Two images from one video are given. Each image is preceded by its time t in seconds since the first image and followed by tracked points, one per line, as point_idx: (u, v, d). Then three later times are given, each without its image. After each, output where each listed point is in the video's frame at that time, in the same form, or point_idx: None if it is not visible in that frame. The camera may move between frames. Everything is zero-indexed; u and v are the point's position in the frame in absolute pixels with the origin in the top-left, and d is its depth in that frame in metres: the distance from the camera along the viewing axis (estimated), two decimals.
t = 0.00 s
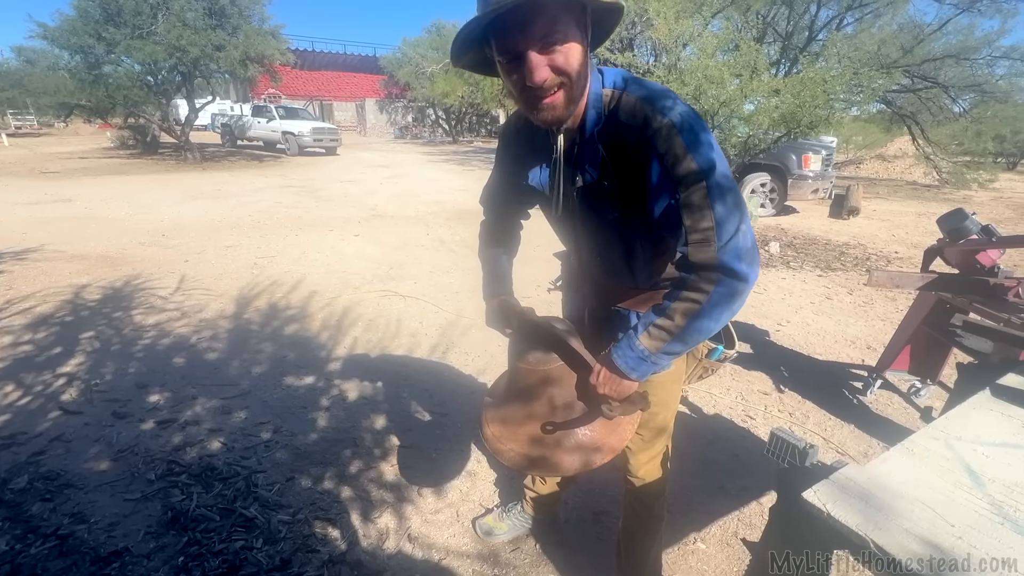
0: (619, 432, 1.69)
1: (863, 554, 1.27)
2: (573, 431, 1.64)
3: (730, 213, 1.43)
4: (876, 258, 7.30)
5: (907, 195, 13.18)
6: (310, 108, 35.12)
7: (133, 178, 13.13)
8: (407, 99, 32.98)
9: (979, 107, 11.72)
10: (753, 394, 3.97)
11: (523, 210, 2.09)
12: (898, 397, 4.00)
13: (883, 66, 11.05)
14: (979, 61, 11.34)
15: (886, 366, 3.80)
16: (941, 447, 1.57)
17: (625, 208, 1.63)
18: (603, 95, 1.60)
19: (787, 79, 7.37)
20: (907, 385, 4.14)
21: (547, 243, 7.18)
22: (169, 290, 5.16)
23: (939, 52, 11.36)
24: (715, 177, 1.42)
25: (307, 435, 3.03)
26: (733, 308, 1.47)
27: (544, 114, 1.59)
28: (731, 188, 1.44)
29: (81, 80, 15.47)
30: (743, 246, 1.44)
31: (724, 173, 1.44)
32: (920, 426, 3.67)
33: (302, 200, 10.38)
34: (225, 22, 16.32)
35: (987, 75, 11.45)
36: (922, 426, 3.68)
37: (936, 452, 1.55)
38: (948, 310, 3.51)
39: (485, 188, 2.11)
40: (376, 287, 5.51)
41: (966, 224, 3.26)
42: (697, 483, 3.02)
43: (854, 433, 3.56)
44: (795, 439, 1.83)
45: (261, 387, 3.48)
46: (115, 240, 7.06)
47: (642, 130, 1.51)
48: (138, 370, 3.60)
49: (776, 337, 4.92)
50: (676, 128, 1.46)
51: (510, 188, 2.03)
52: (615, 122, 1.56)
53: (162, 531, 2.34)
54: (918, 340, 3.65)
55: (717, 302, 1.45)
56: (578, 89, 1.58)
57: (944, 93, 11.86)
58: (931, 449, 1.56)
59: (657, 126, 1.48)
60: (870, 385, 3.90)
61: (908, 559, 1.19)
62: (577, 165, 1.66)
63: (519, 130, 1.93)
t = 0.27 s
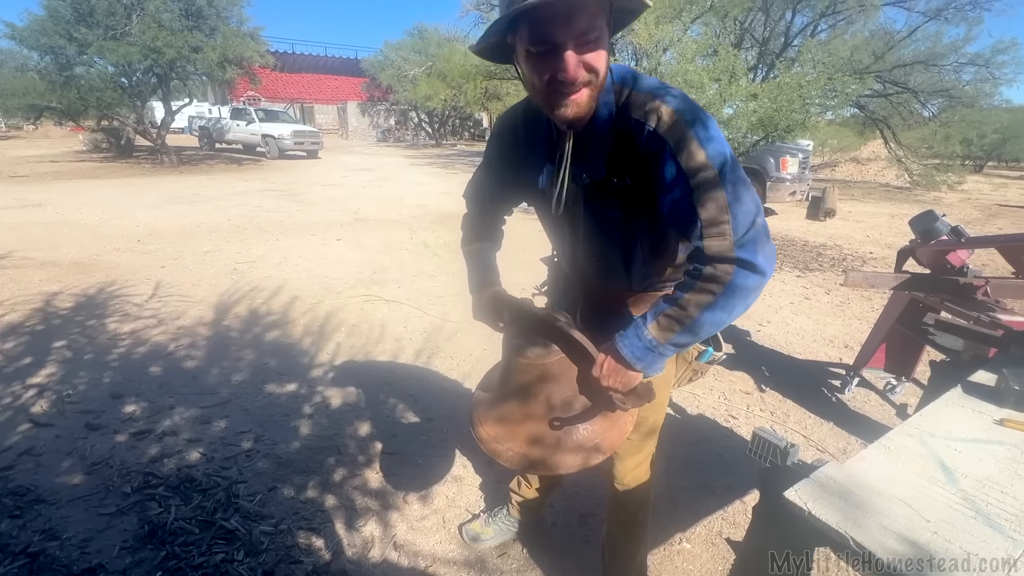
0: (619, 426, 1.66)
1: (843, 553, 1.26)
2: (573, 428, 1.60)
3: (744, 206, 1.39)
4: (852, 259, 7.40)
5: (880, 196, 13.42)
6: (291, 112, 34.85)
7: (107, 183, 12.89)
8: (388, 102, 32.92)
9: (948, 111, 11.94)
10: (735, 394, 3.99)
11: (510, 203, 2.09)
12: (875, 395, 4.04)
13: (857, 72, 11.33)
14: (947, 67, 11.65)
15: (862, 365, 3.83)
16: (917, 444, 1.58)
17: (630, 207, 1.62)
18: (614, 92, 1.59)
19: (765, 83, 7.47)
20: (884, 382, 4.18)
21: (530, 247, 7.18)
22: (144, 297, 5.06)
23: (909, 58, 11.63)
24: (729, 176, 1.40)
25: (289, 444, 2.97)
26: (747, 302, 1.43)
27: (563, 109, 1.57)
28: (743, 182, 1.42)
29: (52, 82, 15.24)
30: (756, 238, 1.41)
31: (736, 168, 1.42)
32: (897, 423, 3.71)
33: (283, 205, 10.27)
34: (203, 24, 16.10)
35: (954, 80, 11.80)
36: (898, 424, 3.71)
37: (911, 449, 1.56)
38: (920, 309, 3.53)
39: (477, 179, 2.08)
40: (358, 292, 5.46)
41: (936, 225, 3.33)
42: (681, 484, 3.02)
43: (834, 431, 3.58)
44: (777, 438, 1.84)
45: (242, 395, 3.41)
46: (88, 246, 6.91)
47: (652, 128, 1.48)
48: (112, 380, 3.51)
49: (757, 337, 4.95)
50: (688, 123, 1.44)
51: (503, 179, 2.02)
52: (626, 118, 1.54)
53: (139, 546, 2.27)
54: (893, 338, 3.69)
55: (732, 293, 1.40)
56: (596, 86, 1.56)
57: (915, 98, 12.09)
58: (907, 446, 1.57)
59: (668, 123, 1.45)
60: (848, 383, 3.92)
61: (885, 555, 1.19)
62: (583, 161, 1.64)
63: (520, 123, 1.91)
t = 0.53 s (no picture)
0: (640, 404, 1.60)
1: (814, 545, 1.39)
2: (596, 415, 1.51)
3: (779, 188, 1.41)
4: (818, 259, 7.66)
5: (844, 198, 13.87)
6: (263, 115, 34.56)
7: (71, 188, 12.70)
8: (364, 106, 32.88)
9: (908, 117, 12.38)
10: (711, 393, 4.14)
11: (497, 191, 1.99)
12: (843, 391, 4.23)
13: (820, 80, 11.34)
14: (903, 75, 12.06)
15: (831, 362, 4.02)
16: (881, 439, 1.73)
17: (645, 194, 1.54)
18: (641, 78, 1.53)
19: (732, 91, 7.69)
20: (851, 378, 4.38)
21: (507, 251, 7.29)
22: (107, 307, 5.05)
23: (868, 67, 11.94)
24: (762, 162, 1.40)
25: (263, 456, 3.04)
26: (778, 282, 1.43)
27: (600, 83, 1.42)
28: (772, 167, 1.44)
29: (9, 84, 14.91)
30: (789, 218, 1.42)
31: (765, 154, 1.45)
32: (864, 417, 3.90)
33: (256, 210, 10.25)
34: (169, 25, 15.95)
35: (911, 88, 12.16)
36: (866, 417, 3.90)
37: (876, 444, 1.70)
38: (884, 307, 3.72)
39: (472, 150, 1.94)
40: (334, 298, 5.51)
41: (897, 226, 3.50)
42: (660, 484, 3.15)
43: (805, 427, 3.75)
44: (748, 436, 2.00)
45: (211, 407, 3.46)
46: (49, 254, 6.84)
47: (683, 114, 1.44)
48: (74, 394, 3.53)
49: (730, 337, 5.12)
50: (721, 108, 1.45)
51: (493, 165, 1.90)
52: (656, 102, 1.49)
53: (102, 567, 2.32)
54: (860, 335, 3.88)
55: (771, 270, 1.39)
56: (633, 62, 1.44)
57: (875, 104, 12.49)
58: (871, 440, 1.72)
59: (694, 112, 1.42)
60: (818, 380, 4.10)
61: (854, 545, 1.32)
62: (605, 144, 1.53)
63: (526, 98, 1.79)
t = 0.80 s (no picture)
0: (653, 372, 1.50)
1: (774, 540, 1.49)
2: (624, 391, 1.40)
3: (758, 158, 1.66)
4: (779, 261, 7.94)
5: (803, 202, 14.36)
6: (224, 120, 33.99)
7: (18, 197, 12.32)
8: (330, 111, 32.68)
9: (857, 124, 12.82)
10: (678, 394, 4.28)
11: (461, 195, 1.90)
12: (803, 388, 4.42)
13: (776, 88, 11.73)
14: (853, 84, 12.54)
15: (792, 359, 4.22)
16: (835, 436, 1.86)
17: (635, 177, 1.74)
18: (622, 77, 1.78)
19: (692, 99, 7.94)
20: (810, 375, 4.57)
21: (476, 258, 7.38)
22: (55, 322, 4.96)
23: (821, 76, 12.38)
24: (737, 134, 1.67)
25: (224, 474, 3.05)
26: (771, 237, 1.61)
27: (585, 60, 1.53)
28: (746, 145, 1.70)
29: None
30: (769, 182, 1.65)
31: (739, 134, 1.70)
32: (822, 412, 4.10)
33: (217, 218, 10.13)
34: (123, 26, 15.57)
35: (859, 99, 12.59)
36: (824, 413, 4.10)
37: (831, 441, 1.82)
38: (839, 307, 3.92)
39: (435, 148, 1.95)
40: (300, 308, 5.51)
41: (848, 228, 3.71)
42: (631, 486, 3.26)
43: (768, 424, 3.91)
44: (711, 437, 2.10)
45: (169, 425, 3.45)
46: None
47: (668, 102, 1.69)
48: (19, 416, 3.48)
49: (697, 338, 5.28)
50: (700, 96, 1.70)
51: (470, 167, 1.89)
52: (641, 95, 1.73)
53: None
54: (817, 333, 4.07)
55: (766, 224, 1.59)
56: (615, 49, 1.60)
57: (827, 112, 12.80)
58: (826, 438, 1.84)
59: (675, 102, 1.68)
60: (779, 378, 4.29)
61: (809, 538, 1.42)
62: (596, 131, 1.71)
63: (502, 97, 1.91)
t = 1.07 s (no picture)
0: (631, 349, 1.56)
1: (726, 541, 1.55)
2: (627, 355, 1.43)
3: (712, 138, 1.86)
4: (736, 263, 8.18)
5: (758, 206, 14.83)
6: (176, 126, 33.10)
7: None
8: (289, 117, 32.19)
9: (805, 131, 13.30)
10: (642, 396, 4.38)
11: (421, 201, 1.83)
12: (760, 387, 4.58)
13: (729, 98, 12.15)
14: (800, 94, 12.99)
15: (749, 358, 4.38)
16: (784, 435, 1.95)
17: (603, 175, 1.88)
18: (580, 87, 1.90)
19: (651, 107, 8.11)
20: (766, 373, 4.74)
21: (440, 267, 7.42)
22: None
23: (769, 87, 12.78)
24: (687, 121, 1.88)
25: (178, 500, 2.99)
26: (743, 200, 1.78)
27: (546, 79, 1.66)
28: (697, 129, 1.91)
29: None
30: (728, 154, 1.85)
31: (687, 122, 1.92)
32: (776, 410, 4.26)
33: (168, 228, 9.88)
34: (60, 27, 14.97)
35: (807, 106, 13.10)
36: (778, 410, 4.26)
37: (780, 441, 1.92)
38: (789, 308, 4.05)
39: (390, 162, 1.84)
40: (258, 321, 5.45)
41: (796, 233, 3.82)
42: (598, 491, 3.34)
43: (728, 423, 4.05)
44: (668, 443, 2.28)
45: (117, 450, 3.37)
46: None
47: (623, 106, 1.87)
48: None
49: (659, 340, 5.41)
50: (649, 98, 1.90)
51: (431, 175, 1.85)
52: (599, 102, 1.88)
53: None
54: (771, 334, 4.22)
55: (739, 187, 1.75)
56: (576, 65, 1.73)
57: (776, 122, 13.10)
58: (776, 437, 1.94)
59: (627, 102, 1.87)
60: (737, 377, 4.44)
61: (757, 536, 1.49)
62: (564, 140, 1.81)
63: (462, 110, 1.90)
